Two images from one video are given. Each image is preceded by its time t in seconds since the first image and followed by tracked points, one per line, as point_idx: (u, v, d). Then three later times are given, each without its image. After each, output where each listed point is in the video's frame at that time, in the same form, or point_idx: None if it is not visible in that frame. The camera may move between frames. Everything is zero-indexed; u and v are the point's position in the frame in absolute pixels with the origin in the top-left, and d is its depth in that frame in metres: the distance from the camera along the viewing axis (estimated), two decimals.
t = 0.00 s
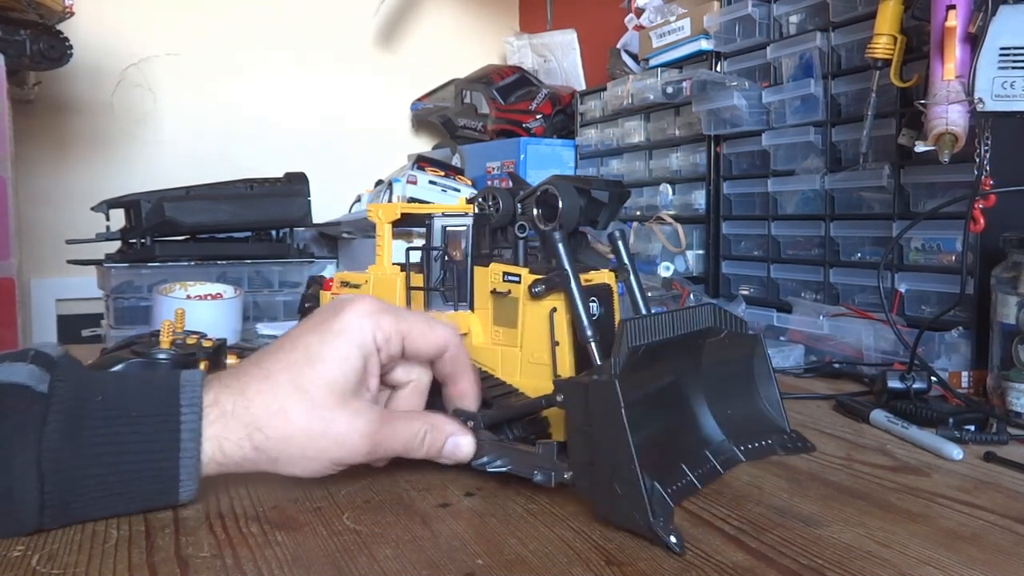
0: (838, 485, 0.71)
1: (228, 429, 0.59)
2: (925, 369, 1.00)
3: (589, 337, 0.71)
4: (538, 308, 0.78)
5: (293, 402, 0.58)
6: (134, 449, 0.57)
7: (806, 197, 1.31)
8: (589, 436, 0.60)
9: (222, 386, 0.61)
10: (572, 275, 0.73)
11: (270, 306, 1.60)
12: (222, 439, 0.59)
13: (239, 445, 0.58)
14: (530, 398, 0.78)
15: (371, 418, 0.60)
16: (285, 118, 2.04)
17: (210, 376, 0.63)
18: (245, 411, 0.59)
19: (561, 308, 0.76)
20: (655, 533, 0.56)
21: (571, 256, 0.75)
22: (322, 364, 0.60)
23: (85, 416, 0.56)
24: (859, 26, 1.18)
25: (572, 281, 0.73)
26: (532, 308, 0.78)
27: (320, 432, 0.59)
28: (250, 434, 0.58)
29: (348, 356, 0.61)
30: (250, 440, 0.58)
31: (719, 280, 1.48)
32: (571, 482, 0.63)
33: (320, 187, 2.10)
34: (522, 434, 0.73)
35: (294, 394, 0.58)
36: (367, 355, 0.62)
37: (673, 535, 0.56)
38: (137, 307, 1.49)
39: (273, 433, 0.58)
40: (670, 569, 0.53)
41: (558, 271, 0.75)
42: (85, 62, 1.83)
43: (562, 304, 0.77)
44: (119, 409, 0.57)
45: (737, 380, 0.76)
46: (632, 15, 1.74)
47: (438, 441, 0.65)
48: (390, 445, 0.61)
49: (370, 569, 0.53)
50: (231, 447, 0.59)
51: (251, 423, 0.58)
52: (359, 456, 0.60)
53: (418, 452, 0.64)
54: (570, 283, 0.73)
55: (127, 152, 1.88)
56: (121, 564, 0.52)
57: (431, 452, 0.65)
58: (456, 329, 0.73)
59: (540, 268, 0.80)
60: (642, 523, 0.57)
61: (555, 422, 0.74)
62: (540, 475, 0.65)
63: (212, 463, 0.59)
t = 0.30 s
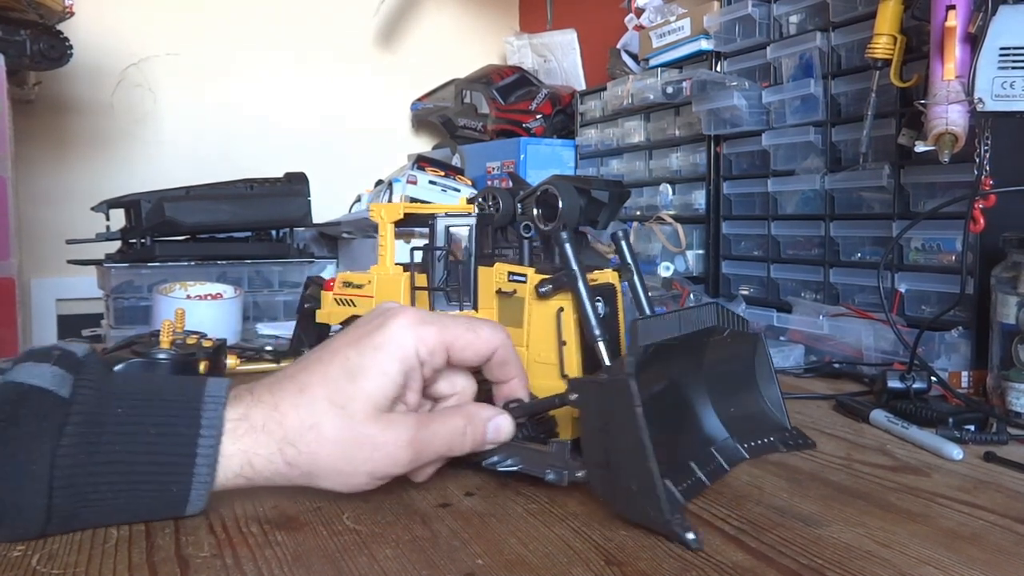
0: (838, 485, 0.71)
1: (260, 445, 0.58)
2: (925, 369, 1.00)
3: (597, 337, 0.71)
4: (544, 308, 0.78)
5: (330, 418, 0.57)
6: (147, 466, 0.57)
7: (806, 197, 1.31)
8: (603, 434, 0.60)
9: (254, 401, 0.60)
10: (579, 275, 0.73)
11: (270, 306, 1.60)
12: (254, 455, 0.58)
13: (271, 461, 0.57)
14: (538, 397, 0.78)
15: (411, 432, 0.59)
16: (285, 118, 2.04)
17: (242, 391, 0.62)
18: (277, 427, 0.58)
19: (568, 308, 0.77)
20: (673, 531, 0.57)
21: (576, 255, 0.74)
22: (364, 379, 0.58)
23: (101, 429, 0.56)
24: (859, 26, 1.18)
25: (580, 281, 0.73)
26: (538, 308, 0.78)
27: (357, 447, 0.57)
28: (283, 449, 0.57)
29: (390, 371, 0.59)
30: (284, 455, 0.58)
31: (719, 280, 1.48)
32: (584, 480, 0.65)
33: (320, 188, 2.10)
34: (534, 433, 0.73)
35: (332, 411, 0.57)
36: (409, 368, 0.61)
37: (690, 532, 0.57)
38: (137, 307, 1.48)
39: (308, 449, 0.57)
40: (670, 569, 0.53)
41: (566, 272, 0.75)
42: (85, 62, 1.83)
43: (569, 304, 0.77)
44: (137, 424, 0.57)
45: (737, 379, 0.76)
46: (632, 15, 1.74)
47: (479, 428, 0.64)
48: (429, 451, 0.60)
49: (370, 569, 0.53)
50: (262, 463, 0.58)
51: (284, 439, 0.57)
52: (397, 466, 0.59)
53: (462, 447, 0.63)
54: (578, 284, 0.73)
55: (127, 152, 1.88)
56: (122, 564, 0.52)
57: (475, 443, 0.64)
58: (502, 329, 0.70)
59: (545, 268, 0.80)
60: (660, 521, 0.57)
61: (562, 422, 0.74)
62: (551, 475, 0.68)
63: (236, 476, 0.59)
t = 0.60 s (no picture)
0: (838, 485, 0.71)
1: (261, 449, 0.58)
2: (925, 368, 1.00)
3: (601, 337, 0.71)
4: (547, 308, 0.78)
5: (330, 419, 0.57)
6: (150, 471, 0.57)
7: (806, 197, 1.31)
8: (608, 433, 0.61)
9: (253, 406, 0.60)
10: (582, 275, 0.73)
11: (270, 306, 1.59)
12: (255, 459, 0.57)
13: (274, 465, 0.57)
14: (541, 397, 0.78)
15: (412, 429, 0.59)
16: (285, 118, 2.05)
17: (242, 396, 0.62)
18: (279, 430, 0.57)
19: (571, 307, 0.77)
20: (677, 530, 0.57)
21: (580, 255, 0.74)
22: (362, 379, 0.59)
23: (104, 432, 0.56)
24: (859, 26, 1.18)
25: (583, 281, 0.73)
26: (540, 307, 0.78)
27: (358, 446, 0.57)
28: (286, 452, 0.57)
29: (388, 370, 0.60)
30: (286, 459, 0.57)
31: (719, 280, 1.48)
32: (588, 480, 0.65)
33: (320, 187, 2.10)
34: (536, 433, 0.73)
35: (332, 411, 0.57)
36: (407, 368, 0.61)
37: (694, 532, 0.57)
38: (137, 307, 1.48)
39: (310, 451, 0.57)
40: (670, 569, 0.53)
41: (568, 272, 0.75)
42: (85, 62, 1.83)
43: (572, 303, 0.77)
44: (141, 427, 0.57)
45: (737, 377, 0.76)
46: (632, 15, 1.74)
47: (483, 425, 0.63)
48: (431, 449, 0.60)
49: (370, 569, 0.53)
50: (264, 467, 0.57)
51: (286, 442, 0.57)
52: (401, 464, 0.59)
53: (467, 445, 0.63)
54: (581, 284, 0.73)
55: (127, 152, 1.88)
56: (122, 564, 0.52)
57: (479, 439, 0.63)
58: (502, 328, 0.70)
59: (548, 268, 0.80)
60: (664, 521, 0.57)
61: (567, 421, 0.73)
62: (554, 475, 0.68)
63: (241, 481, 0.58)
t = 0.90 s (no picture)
0: (838, 485, 0.71)
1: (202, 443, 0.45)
2: (925, 368, 1.00)
3: (595, 337, 0.71)
4: (543, 308, 0.78)
5: (249, 400, 0.43)
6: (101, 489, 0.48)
7: (806, 197, 1.31)
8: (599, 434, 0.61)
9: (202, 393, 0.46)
10: (577, 275, 0.74)
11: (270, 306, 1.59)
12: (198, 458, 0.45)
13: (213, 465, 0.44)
14: (536, 397, 0.78)
15: (343, 401, 0.44)
16: (285, 118, 2.05)
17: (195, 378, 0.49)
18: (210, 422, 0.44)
19: (566, 307, 0.77)
20: (666, 533, 0.57)
21: (575, 256, 0.75)
22: (278, 351, 0.43)
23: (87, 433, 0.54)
24: (859, 26, 1.18)
25: (578, 281, 0.73)
26: (537, 307, 0.78)
27: (284, 430, 0.43)
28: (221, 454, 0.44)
29: (306, 346, 0.43)
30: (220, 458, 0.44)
31: (719, 280, 1.48)
32: (579, 480, 0.65)
33: (320, 187, 2.10)
34: (530, 433, 0.73)
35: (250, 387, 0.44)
36: (329, 339, 0.44)
37: (684, 534, 0.57)
38: (137, 307, 1.48)
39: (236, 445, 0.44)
40: (670, 569, 0.53)
41: (563, 272, 0.76)
42: (85, 61, 1.83)
43: (567, 303, 0.77)
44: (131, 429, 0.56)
45: (736, 378, 0.76)
46: (632, 15, 1.74)
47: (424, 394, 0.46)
48: (366, 426, 0.45)
49: (370, 569, 0.53)
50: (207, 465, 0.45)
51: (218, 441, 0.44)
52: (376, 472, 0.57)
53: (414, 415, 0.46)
54: (576, 285, 0.73)
55: (127, 152, 1.88)
56: (121, 564, 0.52)
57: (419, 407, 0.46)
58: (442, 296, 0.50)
59: (545, 268, 0.80)
60: (655, 524, 0.57)
61: (561, 421, 0.73)
62: (546, 476, 0.68)
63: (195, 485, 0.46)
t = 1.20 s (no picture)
0: (838, 485, 0.71)
1: (153, 475, 0.50)
2: (925, 368, 1.00)
3: (595, 337, 0.71)
4: (543, 308, 0.78)
5: (207, 469, 0.49)
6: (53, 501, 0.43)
7: (806, 197, 1.31)
8: (598, 434, 0.62)
9: (167, 431, 0.52)
10: (577, 275, 0.74)
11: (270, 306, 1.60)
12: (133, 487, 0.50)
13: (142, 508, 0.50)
14: (536, 397, 0.78)
15: (281, 511, 0.48)
16: (285, 118, 2.05)
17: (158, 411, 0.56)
18: (162, 465, 0.50)
19: (566, 307, 0.77)
20: (666, 533, 0.57)
21: (575, 256, 0.75)
22: (257, 439, 0.50)
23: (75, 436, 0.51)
24: (859, 26, 1.18)
25: (578, 281, 0.73)
26: (536, 307, 0.79)
27: (218, 508, 0.49)
28: (155, 496, 0.50)
29: (286, 447, 0.50)
30: (151, 500, 0.50)
31: (719, 280, 1.48)
32: (579, 480, 0.65)
33: (320, 187, 2.10)
34: (530, 432, 0.73)
35: (215, 461, 0.49)
36: (307, 449, 0.51)
37: (684, 534, 0.57)
38: (137, 307, 1.48)
39: (175, 500, 0.49)
40: (670, 569, 0.53)
41: (563, 272, 0.76)
42: (85, 61, 1.83)
43: (567, 303, 0.77)
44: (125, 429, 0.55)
45: (736, 378, 0.76)
46: (632, 15, 1.74)
47: (373, 530, 0.50)
48: (285, 540, 0.49)
49: (371, 569, 0.53)
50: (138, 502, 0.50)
51: (159, 486, 0.50)
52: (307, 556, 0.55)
53: (337, 550, 0.50)
54: (576, 285, 0.73)
55: (127, 152, 1.88)
56: (121, 564, 0.52)
57: (357, 543, 0.50)
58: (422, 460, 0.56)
59: (545, 269, 0.80)
60: (654, 524, 0.57)
61: (561, 421, 0.74)
62: (547, 475, 0.68)
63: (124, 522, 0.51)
